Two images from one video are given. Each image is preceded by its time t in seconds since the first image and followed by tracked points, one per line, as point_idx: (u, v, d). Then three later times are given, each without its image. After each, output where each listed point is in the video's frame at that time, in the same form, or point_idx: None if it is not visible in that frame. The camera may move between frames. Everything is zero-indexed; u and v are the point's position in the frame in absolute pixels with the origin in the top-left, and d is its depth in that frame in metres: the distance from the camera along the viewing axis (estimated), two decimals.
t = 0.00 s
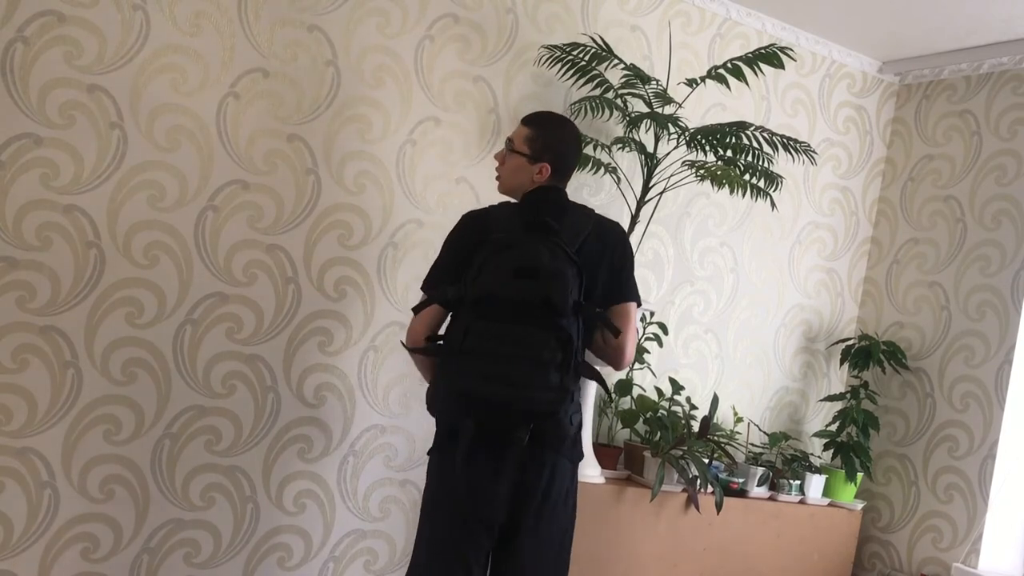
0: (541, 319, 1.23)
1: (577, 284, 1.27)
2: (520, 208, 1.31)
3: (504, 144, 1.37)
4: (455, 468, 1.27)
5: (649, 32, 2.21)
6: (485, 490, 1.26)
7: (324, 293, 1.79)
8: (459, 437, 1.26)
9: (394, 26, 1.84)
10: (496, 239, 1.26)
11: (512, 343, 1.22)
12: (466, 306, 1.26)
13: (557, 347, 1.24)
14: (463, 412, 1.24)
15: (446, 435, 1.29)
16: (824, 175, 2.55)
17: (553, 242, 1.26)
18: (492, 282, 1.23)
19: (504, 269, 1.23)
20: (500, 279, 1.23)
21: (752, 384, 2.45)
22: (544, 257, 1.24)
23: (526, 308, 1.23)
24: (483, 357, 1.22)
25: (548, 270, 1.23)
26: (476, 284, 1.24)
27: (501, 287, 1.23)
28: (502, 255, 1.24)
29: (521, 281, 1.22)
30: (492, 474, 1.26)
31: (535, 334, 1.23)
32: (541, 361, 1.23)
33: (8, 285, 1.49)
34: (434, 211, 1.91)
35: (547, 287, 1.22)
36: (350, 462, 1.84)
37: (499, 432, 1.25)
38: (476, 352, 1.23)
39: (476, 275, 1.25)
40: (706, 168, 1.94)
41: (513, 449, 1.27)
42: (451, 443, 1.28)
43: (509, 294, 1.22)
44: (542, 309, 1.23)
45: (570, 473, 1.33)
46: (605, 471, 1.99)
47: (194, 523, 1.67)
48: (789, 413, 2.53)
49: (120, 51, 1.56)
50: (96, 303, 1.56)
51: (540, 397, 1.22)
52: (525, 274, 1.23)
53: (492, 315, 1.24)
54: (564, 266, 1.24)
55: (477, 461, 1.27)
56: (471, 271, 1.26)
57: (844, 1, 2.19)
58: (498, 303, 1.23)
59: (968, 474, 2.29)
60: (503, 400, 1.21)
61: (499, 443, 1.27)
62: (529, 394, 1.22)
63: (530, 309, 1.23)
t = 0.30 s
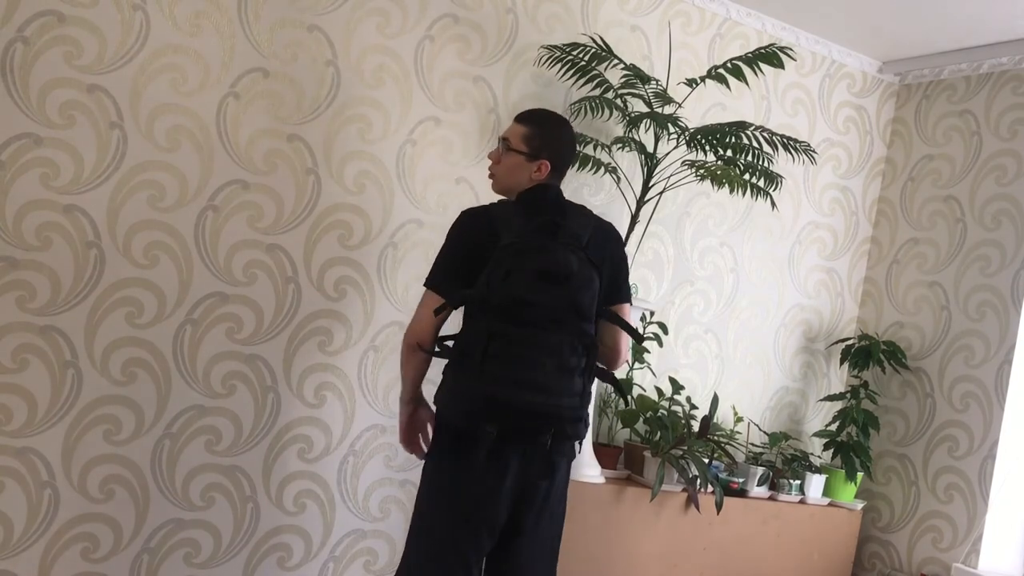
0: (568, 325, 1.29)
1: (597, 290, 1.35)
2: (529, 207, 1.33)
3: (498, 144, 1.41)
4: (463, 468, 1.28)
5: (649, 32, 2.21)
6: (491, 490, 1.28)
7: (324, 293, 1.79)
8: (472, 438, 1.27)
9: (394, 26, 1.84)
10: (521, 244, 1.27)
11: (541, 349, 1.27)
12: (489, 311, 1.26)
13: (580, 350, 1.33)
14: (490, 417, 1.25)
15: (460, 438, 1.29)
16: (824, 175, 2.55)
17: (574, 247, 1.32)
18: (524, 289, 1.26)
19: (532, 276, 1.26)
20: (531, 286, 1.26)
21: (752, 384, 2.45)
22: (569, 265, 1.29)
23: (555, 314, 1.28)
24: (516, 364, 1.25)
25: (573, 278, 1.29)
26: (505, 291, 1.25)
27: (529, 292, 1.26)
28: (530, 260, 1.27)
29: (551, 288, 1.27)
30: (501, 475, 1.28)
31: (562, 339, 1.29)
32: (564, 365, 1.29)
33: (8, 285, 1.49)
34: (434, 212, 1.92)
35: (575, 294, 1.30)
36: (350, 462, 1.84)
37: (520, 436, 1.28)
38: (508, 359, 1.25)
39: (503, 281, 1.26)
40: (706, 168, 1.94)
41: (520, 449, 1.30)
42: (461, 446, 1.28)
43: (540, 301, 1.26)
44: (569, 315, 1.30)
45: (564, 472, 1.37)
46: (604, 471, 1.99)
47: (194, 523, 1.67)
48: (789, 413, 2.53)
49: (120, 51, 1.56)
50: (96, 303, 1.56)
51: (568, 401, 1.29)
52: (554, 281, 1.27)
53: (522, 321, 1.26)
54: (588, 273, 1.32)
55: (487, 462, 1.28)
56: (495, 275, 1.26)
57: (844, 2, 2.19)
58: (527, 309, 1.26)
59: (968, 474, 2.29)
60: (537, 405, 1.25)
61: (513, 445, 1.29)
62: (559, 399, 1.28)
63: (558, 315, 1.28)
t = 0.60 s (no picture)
0: (577, 324, 1.30)
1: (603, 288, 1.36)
2: (522, 204, 1.35)
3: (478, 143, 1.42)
4: (463, 466, 1.28)
5: (649, 32, 2.21)
6: (491, 489, 1.28)
7: (324, 293, 1.79)
8: (476, 438, 1.28)
9: (394, 26, 1.84)
10: (526, 244, 1.27)
11: (551, 350, 1.27)
12: (496, 313, 1.27)
13: (589, 349, 1.34)
14: (501, 419, 1.26)
15: (465, 439, 1.29)
16: (824, 175, 2.55)
17: (577, 245, 1.33)
18: (532, 289, 1.26)
19: (541, 277, 1.27)
20: (540, 287, 1.27)
21: (752, 384, 2.45)
22: (575, 265, 1.30)
23: (563, 314, 1.28)
24: (526, 365, 1.25)
25: (579, 278, 1.30)
26: (513, 293, 1.25)
27: (538, 294, 1.26)
28: (536, 260, 1.27)
29: (559, 288, 1.28)
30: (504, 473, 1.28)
31: (571, 339, 1.30)
32: (573, 364, 1.30)
33: (8, 285, 1.49)
34: (434, 212, 1.92)
35: (583, 292, 1.31)
36: (350, 462, 1.84)
37: (529, 435, 1.30)
38: (518, 360, 1.25)
39: (509, 282, 1.26)
40: (706, 168, 1.94)
41: (523, 447, 1.31)
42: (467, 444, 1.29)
43: (548, 301, 1.27)
44: (577, 314, 1.31)
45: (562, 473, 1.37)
46: (604, 470, 1.99)
47: (194, 523, 1.67)
48: (789, 413, 2.53)
49: (120, 51, 1.56)
50: (96, 303, 1.56)
51: (579, 400, 1.30)
52: (561, 280, 1.28)
53: (531, 321, 1.27)
54: (593, 271, 1.33)
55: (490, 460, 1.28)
56: (500, 276, 1.26)
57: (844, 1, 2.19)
58: (535, 310, 1.26)
59: (968, 474, 2.29)
60: (549, 405, 1.26)
61: (519, 444, 1.30)
62: (570, 399, 1.29)
63: (566, 315, 1.29)
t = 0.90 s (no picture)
0: (570, 316, 1.31)
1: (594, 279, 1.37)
2: (506, 199, 1.36)
3: (459, 142, 1.44)
4: (461, 466, 1.29)
5: (649, 32, 2.21)
6: (491, 488, 1.28)
7: (324, 293, 1.79)
8: (473, 437, 1.29)
9: (394, 26, 1.84)
10: (514, 240, 1.28)
11: (548, 344, 1.28)
12: (489, 310, 1.27)
13: (585, 342, 1.35)
14: (499, 417, 1.26)
15: (463, 439, 1.29)
16: (824, 175, 2.55)
17: (565, 237, 1.34)
18: (524, 284, 1.27)
19: (533, 273, 1.28)
20: (532, 282, 1.27)
21: (752, 384, 2.45)
22: (565, 257, 1.31)
23: (557, 307, 1.29)
24: (523, 361, 1.26)
25: (570, 270, 1.31)
26: (506, 289, 1.26)
27: (531, 289, 1.27)
28: (526, 256, 1.28)
29: (551, 282, 1.29)
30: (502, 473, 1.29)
31: (566, 332, 1.30)
32: (570, 358, 1.30)
33: (8, 285, 1.49)
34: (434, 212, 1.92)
35: (575, 285, 1.32)
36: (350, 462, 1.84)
37: (529, 431, 1.30)
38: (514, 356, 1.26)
39: (501, 279, 1.27)
40: (706, 168, 1.94)
41: (521, 444, 1.31)
42: (464, 444, 1.29)
43: (540, 295, 1.28)
44: (571, 307, 1.32)
45: (562, 471, 1.36)
46: (605, 471, 1.99)
47: (194, 523, 1.67)
48: (789, 413, 2.53)
49: (120, 51, 1.56)
50: (96, 303, 1.56)
51: (578, 393, 1.31)
52: (553, 273, 1.29)
53: (525, 317, 1.27)
54: (584, 262, 1.34)
55: (488, 460, 1.28)
56: (491, 273, 1.27)
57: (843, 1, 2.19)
58: (528, 305, 1.27)
59: (968, 474, 2.29)
60: (548, 400, 1.26)
61: (516, 441, 1.30)
62: (569, 392, 1.29)
63: (560, 308, 1.30)
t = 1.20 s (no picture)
0: (573, 311, 1.31)
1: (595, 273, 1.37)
2: (498, 198, 1.37)
3: (447, 143, 1.44)
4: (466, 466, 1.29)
5: (649, 32, 2.21)
6: (496, 487, 1.28)
7: (324, 293, 1.79)
8: (478, 437, 1.29)
9: (394, 27, 1.84)
10: (512, 238, 1.28)
11: (552, 340, 1.27)
12: (491, 310, 1.27)
13: (587, 336, 1.34)
14: (506, 416, 1.26)
15: (467, 439, 1.29)
16: (824, 175, 2.55)
17: (564, 233, 1.34)
18: (526, 281, 1.26)
19: (534, 270, 1.27)
20: (534, 278, 1.27)
21: (752, 384, 2.45)
22: (565, 252, 1.31)
23: (559, 303, 1.29)
24: (528, 357, 1.25)
25: (571, 265, 1.31)
26: (508, 287, 1.25)
27: (533, 287, 1.27)
28: (526, 253, 1.28)
29: (553, 277, 1.29)
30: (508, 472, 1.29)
31: (569, 327, 1.30)
32: (574, 353, 1.30)
33: (8, 285, 1.49)
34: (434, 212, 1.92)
35: (576, 279, 1.31)
36: (350, 462, 1.84)
37: (535, 429, 1.30)
38: (518, 354, 1.25)
39: (501, 277, 1.27)
40: (706, 168, 1.94)
41: (526, 442, 1.31)
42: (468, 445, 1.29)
43: (542, 291, 1.27)
44: (574, 303, 1.31)
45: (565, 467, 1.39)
46: (605, 470, 1.99)
47: (194, 523, 1.67)
48: (789, 413, 2.53)
49: (120, 51, 1.56)
50: (96, 303, 1.56)
51: (584, 388, 1.30)
52: (554, 269, 1.29)
53: (528, 314, 1.27)
54: (584, 256, 1.34)
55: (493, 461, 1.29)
56: (490, 272, 1.27)
57: (844, 1, 2.19)
58: (530, 302, 1.27)
59: (968, 474, 2.29)
60: (555, 396, 1.26)
61: (520, 440, 1.30)
62: (575, 387, 1.28)
63: (561, 303, 1.29)
